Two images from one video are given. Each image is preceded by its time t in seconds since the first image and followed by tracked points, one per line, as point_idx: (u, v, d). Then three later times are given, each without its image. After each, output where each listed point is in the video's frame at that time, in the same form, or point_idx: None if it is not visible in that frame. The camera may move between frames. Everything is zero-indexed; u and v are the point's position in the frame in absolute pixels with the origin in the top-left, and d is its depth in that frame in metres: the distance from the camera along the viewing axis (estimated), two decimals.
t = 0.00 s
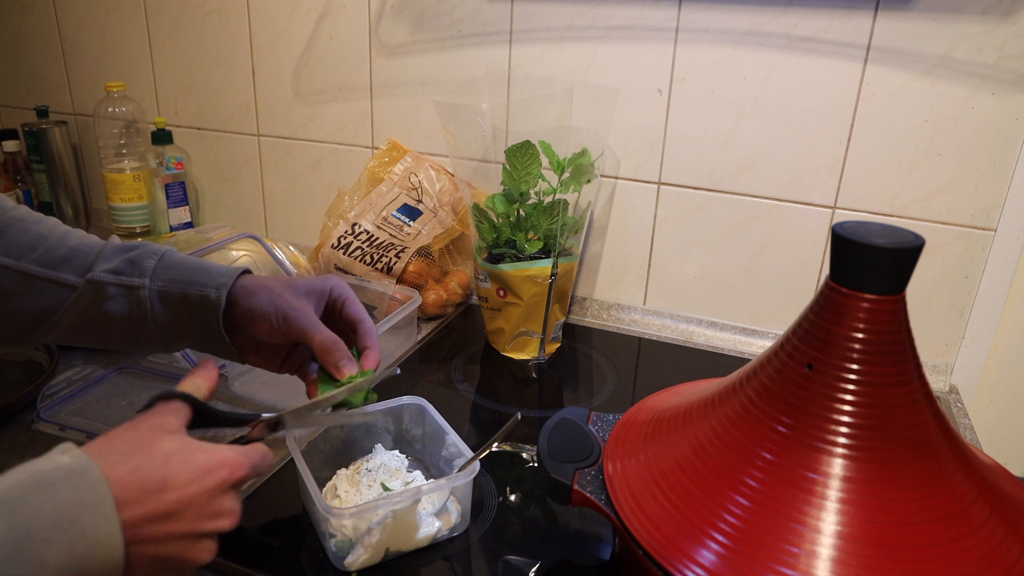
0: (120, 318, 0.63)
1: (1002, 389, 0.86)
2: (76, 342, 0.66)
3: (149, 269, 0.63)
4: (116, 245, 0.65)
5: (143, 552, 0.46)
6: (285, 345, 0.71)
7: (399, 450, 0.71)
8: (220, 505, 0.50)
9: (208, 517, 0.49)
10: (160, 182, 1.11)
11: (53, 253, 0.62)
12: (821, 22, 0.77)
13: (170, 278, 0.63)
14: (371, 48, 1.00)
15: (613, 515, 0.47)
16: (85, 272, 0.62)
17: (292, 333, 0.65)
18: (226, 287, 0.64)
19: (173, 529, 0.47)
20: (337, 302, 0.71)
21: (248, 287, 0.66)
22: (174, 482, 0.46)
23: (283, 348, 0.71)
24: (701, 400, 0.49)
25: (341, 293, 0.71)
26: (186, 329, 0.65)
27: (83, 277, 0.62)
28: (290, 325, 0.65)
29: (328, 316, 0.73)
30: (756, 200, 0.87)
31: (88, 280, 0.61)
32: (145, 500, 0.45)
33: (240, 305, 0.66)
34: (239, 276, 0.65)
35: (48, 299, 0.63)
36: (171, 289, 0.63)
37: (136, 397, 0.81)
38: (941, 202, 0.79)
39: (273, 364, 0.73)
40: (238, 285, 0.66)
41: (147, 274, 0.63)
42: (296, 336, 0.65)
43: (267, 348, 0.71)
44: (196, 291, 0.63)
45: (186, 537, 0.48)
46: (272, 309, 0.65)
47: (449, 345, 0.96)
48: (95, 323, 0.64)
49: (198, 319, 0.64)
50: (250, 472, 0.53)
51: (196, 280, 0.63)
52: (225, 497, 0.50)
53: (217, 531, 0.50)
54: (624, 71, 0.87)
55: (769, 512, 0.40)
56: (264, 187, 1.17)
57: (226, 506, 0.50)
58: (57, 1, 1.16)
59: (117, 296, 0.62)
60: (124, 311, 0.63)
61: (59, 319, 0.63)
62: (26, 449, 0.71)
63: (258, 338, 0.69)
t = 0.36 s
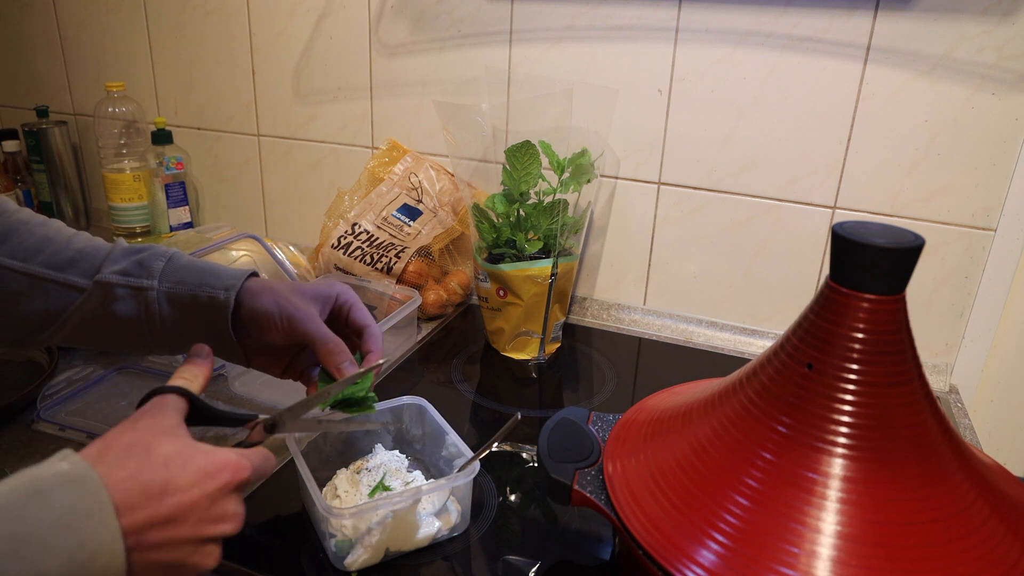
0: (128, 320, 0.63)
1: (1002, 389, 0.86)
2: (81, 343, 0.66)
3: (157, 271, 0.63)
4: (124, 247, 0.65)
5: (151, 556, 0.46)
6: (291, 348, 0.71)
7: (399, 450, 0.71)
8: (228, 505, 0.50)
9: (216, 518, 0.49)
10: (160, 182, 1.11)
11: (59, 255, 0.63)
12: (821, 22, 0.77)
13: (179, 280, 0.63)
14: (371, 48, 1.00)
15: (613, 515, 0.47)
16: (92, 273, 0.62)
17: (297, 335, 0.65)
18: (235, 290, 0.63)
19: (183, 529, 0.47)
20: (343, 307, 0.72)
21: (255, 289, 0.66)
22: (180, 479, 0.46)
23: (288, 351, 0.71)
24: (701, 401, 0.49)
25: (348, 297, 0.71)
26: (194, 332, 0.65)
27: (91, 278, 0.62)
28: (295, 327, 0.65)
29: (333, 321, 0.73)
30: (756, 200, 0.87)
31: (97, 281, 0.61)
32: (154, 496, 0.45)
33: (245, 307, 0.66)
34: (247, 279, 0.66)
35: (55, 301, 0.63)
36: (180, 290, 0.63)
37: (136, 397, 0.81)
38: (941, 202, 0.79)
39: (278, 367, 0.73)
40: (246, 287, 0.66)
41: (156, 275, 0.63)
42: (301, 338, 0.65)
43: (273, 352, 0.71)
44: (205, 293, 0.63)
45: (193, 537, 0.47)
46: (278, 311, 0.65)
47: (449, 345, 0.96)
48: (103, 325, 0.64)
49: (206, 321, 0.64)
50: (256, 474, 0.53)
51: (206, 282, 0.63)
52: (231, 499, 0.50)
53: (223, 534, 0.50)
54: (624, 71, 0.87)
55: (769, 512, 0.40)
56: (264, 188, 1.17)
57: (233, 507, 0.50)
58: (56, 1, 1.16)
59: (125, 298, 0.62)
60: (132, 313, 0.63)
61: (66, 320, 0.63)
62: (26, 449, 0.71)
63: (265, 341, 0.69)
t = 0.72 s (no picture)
0: (139, 320, 0.63)
1: (1002, 389, 0.86)
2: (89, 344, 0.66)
3: (170, 272, 0.63)
4: (136, 249, 0.65)
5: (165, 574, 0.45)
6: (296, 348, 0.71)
7: (399, 451, 0.71)
8: (245, 521, 0.50)
9: (233, 533, 0.49)
10: (160, 182, 1.11)
11: (71, 256, 0.63)
12: (821, 22, 0.77)
13: (192, 281, 0.64)
14: (371, 48, 1.00)
15: (613, 515, 0.47)
16: (105, 274, 0.63)
17: (302, 328, 0.65)
18: (247, 290, 0.64)
19: (200, 546, 0.47)
20: (348, 308, 0.72)
21: (264, 286, 0.66)
22: (193, 496, 0.47)
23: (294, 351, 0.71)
24: (701, 400, 0.49)
25: (353, 301, 0.72)
26: (205, 332, 0.65)
27: (104, 279, 0.62)
28: (300, 320, 0.65)
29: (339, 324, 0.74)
30: (756, 200, 0.87)
31: (110, 281, 0.62)
32: (168, 513, 0.45)
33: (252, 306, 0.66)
34: (257, 279, 0.66)
35: (65, 301, 0.62)
36: (193, 291, 0.63)
37: (136, 397, 0.81)
38: (941, 203, 0.79)
39: (283, 369, 0.73)
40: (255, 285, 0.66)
41: (169, 276, 0.63)
42: (305, 330, 0.65)
43: (278, 352, 0.71)
44: (217, 293, 0.63)
45: (210, 555, 0.47)
46: (284, 304, 0.65)
47: (449, 345, 0.96)
48: (113, 325, 0.63)
49: (218, 321, 0.64)
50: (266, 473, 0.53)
51: (218, 283, 0.64)
52: (248, 514, 0.50)
53: (241, 552, 0.50)
54: (624, 71, 0.87)
55: (769, 512, 0.40)
56: (264, 187, 1.17)
57: (250, 523, 0.50)
58: (56, 1, 1.16)
59: (137, 298, 0.62)
60: (144, 314, 0.63)
61: (77, 321, 0.63)
62: (25, 449, 0.71)
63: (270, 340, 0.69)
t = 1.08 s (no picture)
0: (145, 323, 0.63)
1: (1002, 389, 0.86)
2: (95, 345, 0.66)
3: (176, 275, 0.63)
4: (143, 252, 0.65)
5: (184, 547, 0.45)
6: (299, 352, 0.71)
7: (399, 450, 0.71)
8: (257, 488, 0.49)
9: (248, 500, 0.48)
10: (160, 182, 1.11)
11: (78, 258, 0.63)
12: (820, 22, 0.77)
13: (198, 285, 0.64)
14: (371, 48, 1.00)
15: (613, 515, 0.47)
16: (112, 276, 0.63)
17: (300, 334, 0.65)
18: (251, 295, 0.64)
19: (215, 514, 0.46)
20: (350, 312, 0.72)
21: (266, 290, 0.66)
22: (203, 467, 0.47)
23: (297, 354, 0.71)
24: (700, 400, 0.49)
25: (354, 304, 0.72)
26: (211, 336, 0.65)
27: (111, 282, 0.62)
28: (298, 327, 0.64)
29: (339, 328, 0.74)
30: (756, 200, 0.87)
31: (117, 284, 0.62)
32: (178, 484, 0.46)
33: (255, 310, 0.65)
34: (262, 284, 0.66)
35: (72, 302, 0.63)
36: (199, 295, 0.63)
37: (136, 396, 0.81)
38: (941, 202, 0.79)
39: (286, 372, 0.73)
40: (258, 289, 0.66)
41: (175, 280, 0.63)
42: (304, 337, 0.65)
43: (281, 356, 0.71)
44: (223, 297, 0.63)
45: (227, 522, 0.47)
46: (282, 310, 0.65)
47: (449, 345, 0.96)
48: (120, 327, 0.64)
49: (223, 326, 0.64)
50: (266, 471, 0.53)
51: (224, 287, 0.64)
52: (260, 481, 0.49)
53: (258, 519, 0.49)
54: (624, 71, 0.87)
55: (769, 512, 0.40)
56: (264, 188, 1.16)
57: (264, 489, 0.50)
58: (56, 1, 1.16)
59: (143, 302, 0.62)
60: (149, 317, 0.63)
61: (83, 322, 0.63)
62: (25, 449, 0.71)
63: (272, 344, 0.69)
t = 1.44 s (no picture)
0: (148, 324, 0.63)
1: (1002, 389, 0.86)
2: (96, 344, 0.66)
3: (179, 275, 0.64)
4: (146, 252, 0.65)
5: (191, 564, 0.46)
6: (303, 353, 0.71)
7: (399, 451, 0.71)
8: (268, 507, 0.50)
9: (257, 519, 0.49)
10: (160, 182, 1.11)
11: (81, 258, 0.63)
12: (821, 22, 0.77)
13: (201, 285, 0.64)
14: (371, 48, 1.00)
15: (613, 515, 0.47)
16: (115, 277, 0.63)
17: (305, 333, 0.65)
18: (256, 295, 0.64)
19: (225, 532, 0.47)
20: (354, 313, 0.72)
21: (271, 291, 0.66)
22: (216, 484, 0.47)
23: (301, 355, 0.71)
24: (700, 400, 0.49)
25: (359, 305, 0.72)
26: (214, 336, 0.65)
27: (114, 282, 0.62)
28: (304, 325, 0.64)
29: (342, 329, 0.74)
30: (756, 200, 0.87)
31: (121, 284, 0.62)
32: (192, 500, 0.46)
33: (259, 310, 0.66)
34: (266, 284, 0.66)
35: (75, 303, 0.63)
36: (202, 295, 0.63)
37: (136, 397, 0.81)
38: (941, 202, 0.79)
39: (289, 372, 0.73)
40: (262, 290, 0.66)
41: (178, 280, 0.63)
42: (309, 336, 0.65)
43: (285, 356, 0.71)
44: (227, 297, 0.63)
45: (225, 525, 0.47)
46: (287, 309, 0.65)
47: (449, 345, 0.96)
48: (122, 327, 0.64)
49: (226, 326, 0.64)
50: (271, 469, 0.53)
51: (228, 287, 0.64)
52: (270, 500, 0.51)
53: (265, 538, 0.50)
54: (624, 71, 0.87)
55: (769, 512, 0.40)
56: (264, 188, 1.16)
57: (273, 509, 0.51)
58: (56, 1, 1.16)
59: (147, 302, 0.63)
60: (153, 317, 0.63)
61: (86, 322, 0.63)
62: (26, 449, 0.71)
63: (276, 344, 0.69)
